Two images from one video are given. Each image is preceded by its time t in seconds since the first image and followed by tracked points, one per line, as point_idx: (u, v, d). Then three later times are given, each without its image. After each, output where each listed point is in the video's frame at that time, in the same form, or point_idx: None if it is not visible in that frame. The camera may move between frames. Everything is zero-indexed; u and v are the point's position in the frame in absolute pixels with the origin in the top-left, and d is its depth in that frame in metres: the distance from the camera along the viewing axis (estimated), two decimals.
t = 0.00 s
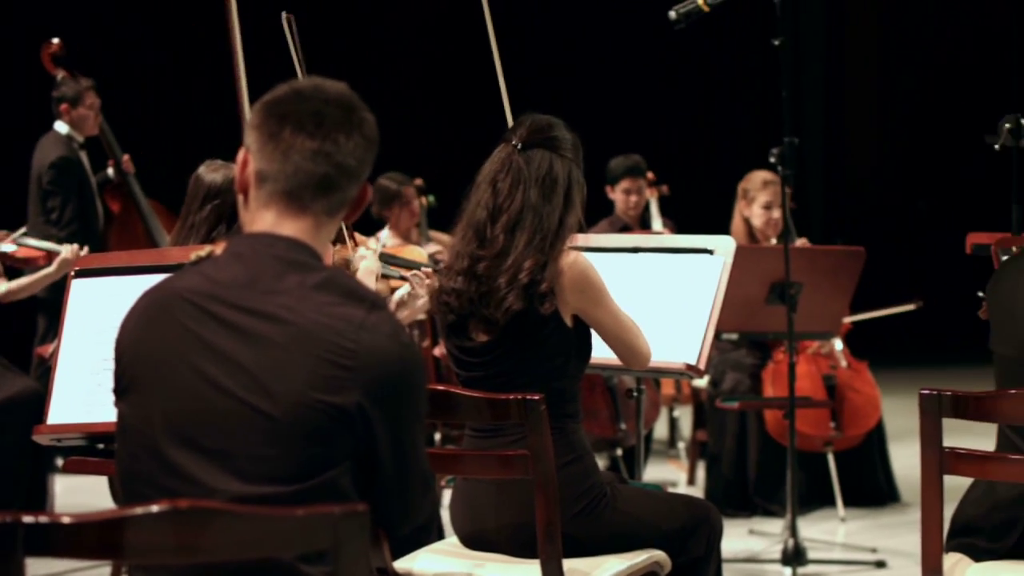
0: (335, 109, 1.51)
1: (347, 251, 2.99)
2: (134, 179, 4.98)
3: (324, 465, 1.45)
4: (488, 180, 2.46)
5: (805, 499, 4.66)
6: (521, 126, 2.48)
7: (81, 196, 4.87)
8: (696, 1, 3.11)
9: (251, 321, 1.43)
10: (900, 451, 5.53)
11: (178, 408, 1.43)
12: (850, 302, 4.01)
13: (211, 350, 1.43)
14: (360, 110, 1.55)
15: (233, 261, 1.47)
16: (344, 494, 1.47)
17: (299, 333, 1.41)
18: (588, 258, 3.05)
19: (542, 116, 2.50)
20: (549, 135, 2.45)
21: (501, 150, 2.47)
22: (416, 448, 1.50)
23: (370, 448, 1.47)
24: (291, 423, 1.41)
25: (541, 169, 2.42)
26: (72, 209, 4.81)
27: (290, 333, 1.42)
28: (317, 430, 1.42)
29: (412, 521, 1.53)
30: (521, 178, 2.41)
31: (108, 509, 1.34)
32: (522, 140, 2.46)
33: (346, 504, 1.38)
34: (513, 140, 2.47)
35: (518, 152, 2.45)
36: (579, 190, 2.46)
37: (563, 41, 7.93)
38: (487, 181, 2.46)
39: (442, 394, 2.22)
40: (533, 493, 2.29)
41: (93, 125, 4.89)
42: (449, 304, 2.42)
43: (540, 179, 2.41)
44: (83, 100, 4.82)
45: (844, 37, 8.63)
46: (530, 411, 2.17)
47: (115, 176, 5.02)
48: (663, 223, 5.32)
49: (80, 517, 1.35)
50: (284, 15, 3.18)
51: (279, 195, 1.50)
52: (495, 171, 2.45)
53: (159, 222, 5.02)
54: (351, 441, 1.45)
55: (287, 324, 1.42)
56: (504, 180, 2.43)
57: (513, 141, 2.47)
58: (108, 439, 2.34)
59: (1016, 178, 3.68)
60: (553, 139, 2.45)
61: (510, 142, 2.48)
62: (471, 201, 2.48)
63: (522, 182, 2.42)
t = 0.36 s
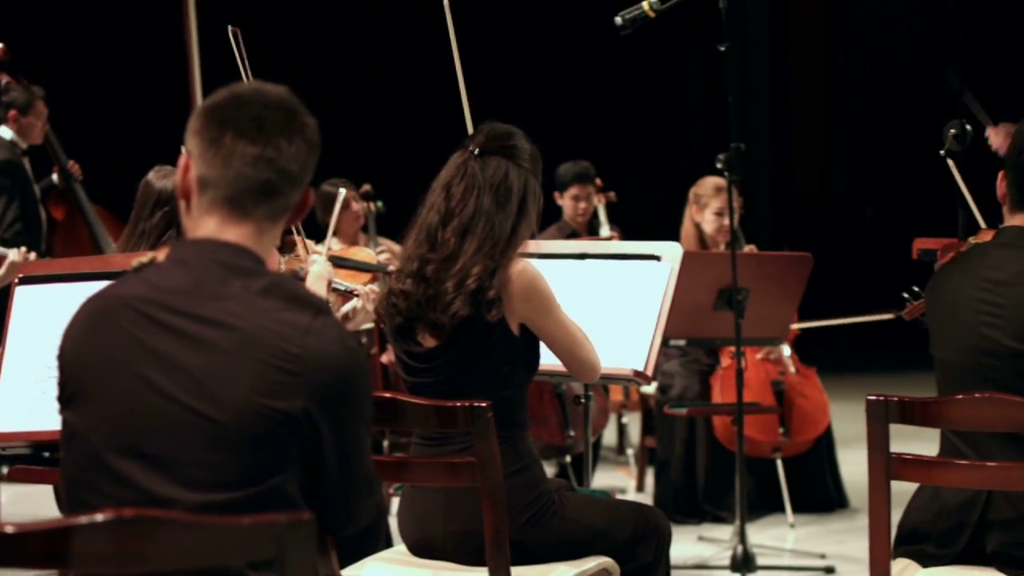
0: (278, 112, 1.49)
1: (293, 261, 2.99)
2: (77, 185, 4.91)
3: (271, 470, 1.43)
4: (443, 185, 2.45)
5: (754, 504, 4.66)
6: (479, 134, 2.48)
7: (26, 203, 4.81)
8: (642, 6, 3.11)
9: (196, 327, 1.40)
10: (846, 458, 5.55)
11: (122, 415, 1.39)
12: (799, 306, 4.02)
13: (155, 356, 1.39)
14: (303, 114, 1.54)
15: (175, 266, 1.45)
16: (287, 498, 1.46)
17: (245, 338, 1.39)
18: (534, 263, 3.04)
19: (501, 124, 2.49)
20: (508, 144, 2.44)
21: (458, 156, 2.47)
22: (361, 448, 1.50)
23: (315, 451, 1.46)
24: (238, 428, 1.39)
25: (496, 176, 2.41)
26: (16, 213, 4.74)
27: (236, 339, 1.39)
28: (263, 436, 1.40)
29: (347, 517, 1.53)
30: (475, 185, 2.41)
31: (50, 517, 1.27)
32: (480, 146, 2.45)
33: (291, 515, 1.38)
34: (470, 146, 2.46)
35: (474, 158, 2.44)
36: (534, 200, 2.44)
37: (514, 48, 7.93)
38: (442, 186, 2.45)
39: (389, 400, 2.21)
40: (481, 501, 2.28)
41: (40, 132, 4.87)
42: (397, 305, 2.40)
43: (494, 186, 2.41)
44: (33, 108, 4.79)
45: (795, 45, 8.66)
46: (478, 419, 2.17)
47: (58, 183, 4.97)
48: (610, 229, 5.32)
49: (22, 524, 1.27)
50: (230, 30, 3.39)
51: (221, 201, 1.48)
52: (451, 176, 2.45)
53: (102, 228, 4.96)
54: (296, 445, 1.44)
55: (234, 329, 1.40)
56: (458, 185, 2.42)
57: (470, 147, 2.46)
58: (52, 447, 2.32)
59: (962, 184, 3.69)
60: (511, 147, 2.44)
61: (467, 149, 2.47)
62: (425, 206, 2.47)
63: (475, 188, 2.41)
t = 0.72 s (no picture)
0: (210, 116, 1.49)
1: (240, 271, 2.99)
2: (24, 193, 4.56)
3: (215, 472, 1.42)
4: (405, 198, 2.42)
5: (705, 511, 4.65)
6: (442, 145, 2.45)
7: None
8: (594, 12, 3.10)
9: (137, 333, 1.38)
10: (796, 464, 5.56)
11: (66, 419, 1.37)
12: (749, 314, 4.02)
13: (97, 362, 1.37)
14: (234, 118, 1.53)
15: (114, 274, 1.43)
16: (234, 502, 1.45)
17: (186, 342, 1.38)
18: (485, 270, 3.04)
19: (463, 132, 2.47)
20: (469, 155, 2.43)
21: (419, 165, 2.44)
22: (305, 449, 1.50)
23: (260, 453, 1.45)
24: (184, 431, 1.38)
25: (457, 189, 2.40)
26: None
27: (178, 343, 1.38)
28: (210, 438, 1.39)
29: (291, 519, 1.53)
30: (440, 199, 2.39)
31: None
32: (443, 158, 2.43)
33: (239, 521, 1.37)
34: (433, 157, 2.44)
35: (437, 170, 2.42)
36: (494, 211, 2.44)
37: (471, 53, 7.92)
38: (404, 198, 2.42)
39: (339, 409, 2.20)
40: (429, 510, 2.27)
41: None
42: (351, 313, 2.40)
43: (458, 202, 2.40)
44: None
45: (750, 51, 8.68)
46: (428, 426, 2.16)
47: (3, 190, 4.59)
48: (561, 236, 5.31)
49: None
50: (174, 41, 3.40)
51: (157, 208, 1.47)
52: (414, 188, 2.42)
53: (54, 238, 4.59)
54: (241, 447, 1.43)
55: (175, 334, 1.38)
56: (422, 199, 2.40)
57: (433, 157, 2.44)
58: None
59: (911, 189, 3.70)
60: (472, 158, 2.43)
61: (428, 159, 2.45)
62: (385, 217, 2.44)
63: (440, 202, 2.39)
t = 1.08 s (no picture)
0: (131, 118, 1.47)
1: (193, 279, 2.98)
2: None
3: (160, 476, 1.42)
4: (363, 208, 2.42)
5: (659, 519, 4.65)
6: (400, 153, 2.46)
7: None
8: (549, 20, 3.11)
9: (74, 339, 1.38)
10: (747, 470, 5.60)
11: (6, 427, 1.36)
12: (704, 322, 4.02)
13: (35, 373, 1.37)
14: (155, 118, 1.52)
15: (48, 283, 1.42)
16: (176, 503, 1.45)
17: (123, 346, 1.38)
18: (442, 278, 3.04)
19: (424, 140, 2.48)
20: (428, 164, 2.44)
21: (378, 174, 2.45)
22: (245, 448, 1.50)
23: (202, 454, 1.45)
24: (125, 434, 1.37)
25: (416, 199, 2.40)
26: None
27: (114, 346, 1.38)
28: (152, 442, 1.39)
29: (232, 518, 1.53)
30: (397, 207, 2.39)
31: None
32: (400, 165, 2.44)
33: (191, 533, 1.39)
34: (390, 165, 2.45)
35: (394, 178, 2.43)
36: (453, 220, 2.43)
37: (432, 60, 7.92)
38: (361, 208, 2.43)
39: (293, 417, 2.20)
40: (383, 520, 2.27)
41: None
42: (310, 323, 2.37)
43: (416, 210, 2.39)
44: None
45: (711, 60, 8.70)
46: (381, 435, 2.16)
47: None
48: (515, 243, 5.32)
49: None
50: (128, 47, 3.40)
51: (87, 214, 1.46)
52: (371, 197, 2.43)
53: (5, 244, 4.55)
54: (183, 449, 1.43)
55: (112, 337, 1.38)
56: (379, 208, 2.40)
57: (392, 165, 2.45)
58: None
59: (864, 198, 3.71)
60: (432, 167, 2.44)
61: (387, 167, 2.45)
62: (343, 225, 2.44)
63: (396, 210, 2.39)
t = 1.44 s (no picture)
0: (53, 125, 1.52)
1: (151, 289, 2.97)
2: None
3: (109, 477, 1.47)
4: (324, 214, 2.42)
5: (619, 528, 4.65)
6: (363, 162, 2.46)
7: None
8: (511, 28, 3.11)
9: (16, 346, 1.43)
10: (707, 480, 5.61)
11: None
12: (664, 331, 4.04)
13: None
14: (78, 124, 1.55)
15: None
16: (121, 504, 1.50)
17: (65, 347, 1.43)
18: (402, 288, 3.05)
19: (387, 151, 2.47)
20: (393, 173, 2.43)
21: (341, 183, 2.44)
22: (185, 447, 1.56)
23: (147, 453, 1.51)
24: (71, 435, 1.42)
25: (378, 206, 2.39)
26: None
27: (55, 349, 1.43)
28: (101, 442, 1.44)
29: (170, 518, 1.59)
30: (358, 214, 2.38)
31: None
32: (364, 174, 2.43)
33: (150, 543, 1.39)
34: (354, 174, 2.44)
35: (357, 186, 2.42)
36: (415, 230, 2.42)
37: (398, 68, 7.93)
38: (323, 215, 2.41)
39: (251, 427, 2.19)
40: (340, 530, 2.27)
41: None
42: (269, 331, 2.34)
43: (377, 217, 2.38)
44: None
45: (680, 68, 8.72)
46: (340, 444, 2.14)
47: None
48: (477, 252, 5.32)
49: None
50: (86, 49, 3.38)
51: (15, 222, 1.51)
52: (333, 205, 2.41)
53: None
54: (129, 449, 1.48)
55: (51, 340, 1.43)
56: (341, 215, 2.39)
57: (356, 174, 2.44)
58: None
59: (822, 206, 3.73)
60: (396, 177, 2.43)
61: (350, 176, 2.45)
62: (305, 233, 2.43)
63: (358, 217, 2.38)
